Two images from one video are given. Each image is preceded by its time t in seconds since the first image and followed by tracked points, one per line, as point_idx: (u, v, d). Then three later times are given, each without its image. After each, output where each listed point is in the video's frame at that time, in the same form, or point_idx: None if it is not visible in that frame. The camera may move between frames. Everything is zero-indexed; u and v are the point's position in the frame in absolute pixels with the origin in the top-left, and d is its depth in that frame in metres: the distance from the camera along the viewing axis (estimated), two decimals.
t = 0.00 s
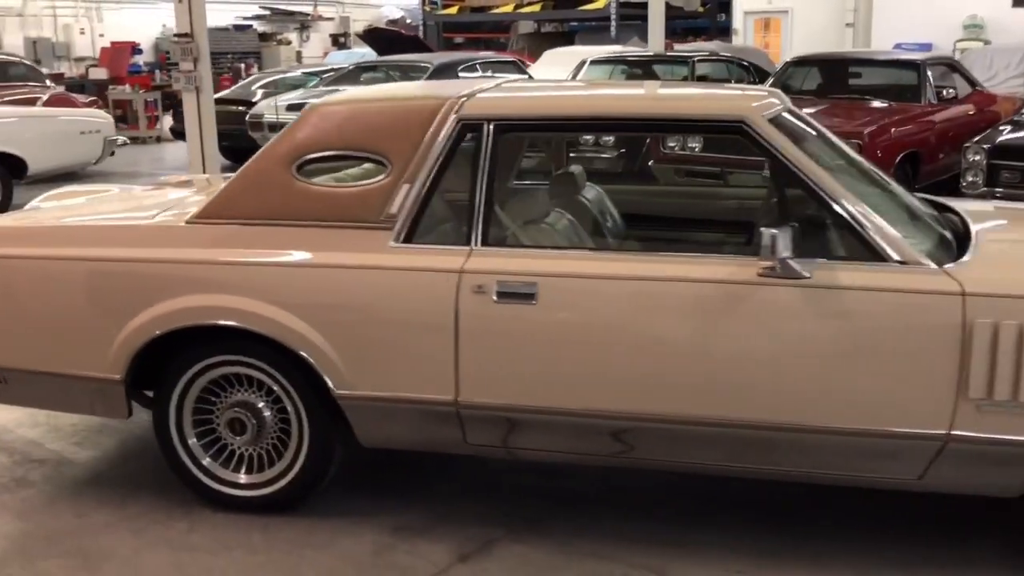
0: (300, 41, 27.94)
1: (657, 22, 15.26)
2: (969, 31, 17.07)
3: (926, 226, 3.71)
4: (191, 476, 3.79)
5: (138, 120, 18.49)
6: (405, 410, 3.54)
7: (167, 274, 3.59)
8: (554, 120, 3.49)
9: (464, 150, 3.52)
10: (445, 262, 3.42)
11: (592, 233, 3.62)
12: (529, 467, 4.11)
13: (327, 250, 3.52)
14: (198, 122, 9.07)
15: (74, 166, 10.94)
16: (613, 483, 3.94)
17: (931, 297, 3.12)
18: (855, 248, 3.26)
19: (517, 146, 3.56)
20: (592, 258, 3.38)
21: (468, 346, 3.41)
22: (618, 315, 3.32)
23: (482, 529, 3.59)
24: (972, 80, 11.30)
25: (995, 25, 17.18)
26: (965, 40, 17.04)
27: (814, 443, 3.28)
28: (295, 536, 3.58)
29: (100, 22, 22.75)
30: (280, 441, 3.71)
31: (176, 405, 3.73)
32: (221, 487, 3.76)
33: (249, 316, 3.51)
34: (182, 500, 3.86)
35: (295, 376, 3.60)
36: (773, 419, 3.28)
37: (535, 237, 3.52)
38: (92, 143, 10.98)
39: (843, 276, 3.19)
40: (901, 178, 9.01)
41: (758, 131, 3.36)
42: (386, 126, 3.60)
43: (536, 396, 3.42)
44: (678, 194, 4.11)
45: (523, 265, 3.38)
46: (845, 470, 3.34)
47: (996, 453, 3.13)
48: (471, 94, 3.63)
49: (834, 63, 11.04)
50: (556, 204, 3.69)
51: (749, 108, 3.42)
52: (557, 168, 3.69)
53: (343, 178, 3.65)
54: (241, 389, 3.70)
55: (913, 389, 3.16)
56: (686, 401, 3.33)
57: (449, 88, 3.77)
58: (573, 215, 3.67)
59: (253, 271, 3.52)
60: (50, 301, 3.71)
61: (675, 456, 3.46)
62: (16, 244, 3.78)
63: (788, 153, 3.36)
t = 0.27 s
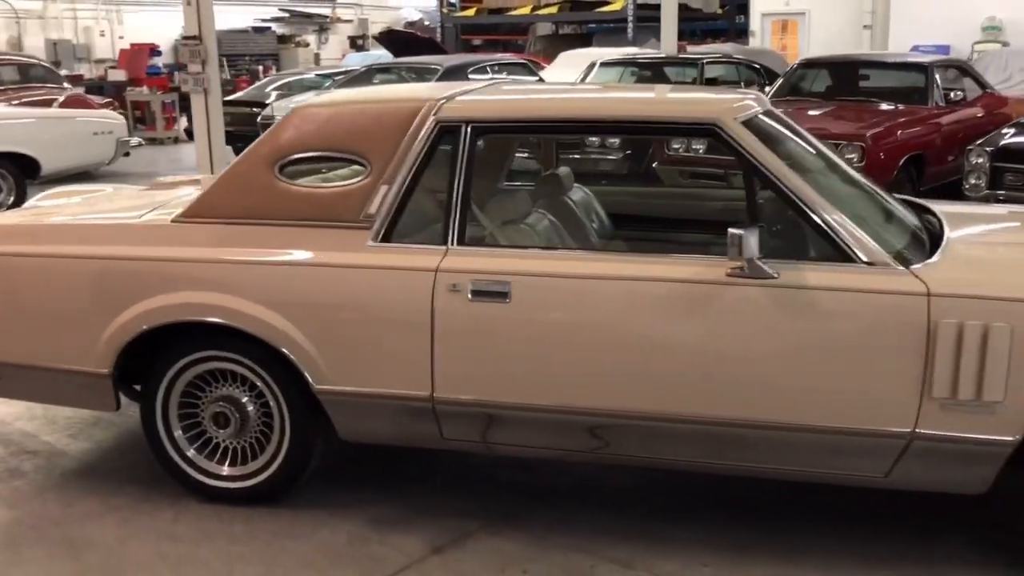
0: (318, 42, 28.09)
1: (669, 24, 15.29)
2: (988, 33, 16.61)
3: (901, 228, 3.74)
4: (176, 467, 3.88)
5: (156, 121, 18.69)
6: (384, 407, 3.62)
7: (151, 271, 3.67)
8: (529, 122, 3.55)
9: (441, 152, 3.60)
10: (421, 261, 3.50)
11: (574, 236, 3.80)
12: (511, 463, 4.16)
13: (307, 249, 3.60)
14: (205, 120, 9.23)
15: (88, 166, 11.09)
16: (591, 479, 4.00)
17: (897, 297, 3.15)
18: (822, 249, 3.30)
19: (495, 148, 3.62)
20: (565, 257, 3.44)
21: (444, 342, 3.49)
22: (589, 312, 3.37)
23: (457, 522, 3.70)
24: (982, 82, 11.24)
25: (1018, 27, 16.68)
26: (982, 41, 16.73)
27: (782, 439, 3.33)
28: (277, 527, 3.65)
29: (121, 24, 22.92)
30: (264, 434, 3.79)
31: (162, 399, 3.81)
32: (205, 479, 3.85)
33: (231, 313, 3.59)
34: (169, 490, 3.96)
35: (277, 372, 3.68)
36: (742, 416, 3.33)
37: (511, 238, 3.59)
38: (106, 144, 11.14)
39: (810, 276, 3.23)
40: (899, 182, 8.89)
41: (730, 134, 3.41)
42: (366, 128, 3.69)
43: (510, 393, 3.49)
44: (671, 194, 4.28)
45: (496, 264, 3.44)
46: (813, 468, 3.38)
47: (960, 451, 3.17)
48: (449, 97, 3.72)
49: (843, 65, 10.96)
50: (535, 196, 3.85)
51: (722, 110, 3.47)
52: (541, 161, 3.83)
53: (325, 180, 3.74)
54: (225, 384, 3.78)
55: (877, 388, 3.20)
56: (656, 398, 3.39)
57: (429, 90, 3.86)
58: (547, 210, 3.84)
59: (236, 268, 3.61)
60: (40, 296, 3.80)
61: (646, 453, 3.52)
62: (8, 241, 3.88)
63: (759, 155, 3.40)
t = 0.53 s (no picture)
0: (337, 45, 28.26)
1: (683, 27, 15.28)
2: (1005, 36, 16.18)
3: (880, 228, 3.77)
4: (167, 461, 3.95)
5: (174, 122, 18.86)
6: (370, 402, 3.67)
7: (142, 267, 3.74)
8: (512, 123, 3.57)
9: (428, 151, 3.61)
10: (404, 258, 3.54)
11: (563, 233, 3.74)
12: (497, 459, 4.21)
13: (293, 246, 3.65)
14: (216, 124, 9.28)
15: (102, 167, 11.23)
16: (576, 476, 4.04)
17: (870, 296, 3.18)
18: (801, 249, 3.32)
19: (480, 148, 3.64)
20: (545, 255, 3.48)
21: (427, 339, 3.54)
22: (567, 310, 3.42)
23: (441, 517, 3.75)
24: (992, 85, 11.22)
25: None
26: (1001, 45, 16.20)
27: (756, 437, 3.37)
28: (264, 520, 3.73)
29: (141, 26, 22.93)
30: (252, 428, 3.86)
31: (153, 393, 3.89)
32: (195, 473, 3.92)
33: (220, 310, 3.66)
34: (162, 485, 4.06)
35: (264, 368, 3.74)
36: (717, 414, 3.37)
37: (497, 236, 3.60)
38: (119, 145, 11.26)
39: (785, 275, 3.27)
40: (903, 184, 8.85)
41: (710, 135, 3.42)
42: (354, 127, 3.70)
43: (491, 389, 3.54)
44: (673, 195, 4.09)
45: (477, 261, 3.49)
46: (789, 465, 3.41)
47: (930, 448, 3.21)
48: (438, 96, 3.72)
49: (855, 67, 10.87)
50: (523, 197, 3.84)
51: (702, 111, 3.48)
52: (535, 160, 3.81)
53: (313, 178, 3.75)
54: (215, 379, 3.85)
55: (852, 387, 3.23)
56: (633, 395, 3.43)
57: (420, 89, 3.87)
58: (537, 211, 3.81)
59: (223, 265, 3.66)
60: (35, 292, 3.89)
61: (625, 449, 3.55)
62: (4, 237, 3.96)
63: (738, 155, 3.42)
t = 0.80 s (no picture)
0: (354, 48, 28.42)
1: (695, 28, 15.28)
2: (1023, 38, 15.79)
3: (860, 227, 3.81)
4: (161, 454, 4.02)
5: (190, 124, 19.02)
6: (357, 397, 3.73)
7: (136, 264, 3.81)
8: (497, 122, 3.63)
9: (416, 150, 3.69)
10: (391, 256, 3.60)
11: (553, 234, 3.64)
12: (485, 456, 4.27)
13: (283, 243, 3.73)
14: (225, 125, 9.42)
15: (116, 168, 11.35)
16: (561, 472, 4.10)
17: (845, 293, 3.23)
18: (778, 248, 3.36)
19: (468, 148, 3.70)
20: (528, 252, 3.53)
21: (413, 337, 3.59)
22: (550, 308, 3.46)
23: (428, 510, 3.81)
24: (1002, 87, 11.22)
25: None
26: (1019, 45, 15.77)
27: (734, 433, 3.42)
28: (254, 513, 3.80)
29: (160, 30, 23.12)
30: (244, 424, 3.93)
31: (149, 387, 3.96)
32: (188, 467, 3.98)
33: (213, 306, 3.73)
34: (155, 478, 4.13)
35: (257, 363, 3.82)
36: (696, 410, 3.41)
37: (484, 233, 3.63)
38: (132, 146, 11.39)
39: (762, 273, 3.31)
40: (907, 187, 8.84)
41: (690, 135, 3.47)
42: (344, 127, 3.77)
43: (475, 384, 3.59)
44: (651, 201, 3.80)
45: (462, 259, 3.54)
46: (767, 460, 3.46)
47: (903, 444, 3.26)
48: (425, 97, 3.79)
49: (863, 70, 10.87)
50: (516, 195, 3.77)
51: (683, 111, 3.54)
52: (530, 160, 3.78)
53: (304, 177, 3.83)
54: (209, 374, 3.92)
55: (827, 384, 3.28)
56: (614, 391, 3.48)
57: (409, 89, 3.94)
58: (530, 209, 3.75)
59: (216, 262, 3.75)
60: (30, 289, 3.95)
61: (607, 445, 3.59)
62: None
63: (715, 155, 3.46)
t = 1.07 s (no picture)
0: (376, 48, 28.56)
1: (710, 28, 15.26)
2: None
3: (845, 227, 3.83)
4: (157, 447, 4.11)
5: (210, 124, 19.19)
6: (346, 394, 3.80)
7: (131, 262, 3.90)
8: (483, 124, 3.69)
9: (405, 152, 3.74)
10: (378, 255, 3.66)
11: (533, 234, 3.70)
12: (475, 453, 4.34)
13: (274, 242, 3.80)
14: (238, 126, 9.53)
15: (133, 167, 11.50)
16: (548, 470, 4.16)
17: (820, 292, 3.27)
18: (759, 248, 3.40)
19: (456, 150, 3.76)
20: (512, 252, 3.58)
21: (400, 335, 3.66)
22: (531, 307, 3.52)
23: (416, 505, 3.88)
24: (1015, 88, 11.16)
25: None
26: None
27: (712, 429, 3.46)
28: (245, 506, 3.89)
29: (182, 30, 23.14)
30: (238, 419, 4.01)
31: (146, 382, 4.05)
32: (184, 459, 4.08)
33: (208, 303, 3.82)
34: (152, 472, 4.22)
35: (250, 360, 3.90)
36: (674, 407, 3.47)
37: (472, 234, 3.69)
38: (149, 146, 11.53)
39: (740, 273, 3.35)
40: (915, 189, 8.84)
41: (671, 137, 3.51)
42: (333, 129, 3.84)
43: (460, 381, 3.65)
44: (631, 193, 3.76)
45: (447, 258, 3.60)
46: (745, 457, 3.50)
47: (878, 441, 3.29)
48: (413, 101, 3.85)
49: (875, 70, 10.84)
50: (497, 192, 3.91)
51: (665, 114, 3.58)
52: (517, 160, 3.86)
53: (296, 178, 3.89)
54: (204, 370, 4.01)
55: (804, 382, 3.32)
56: (595, 388, 3.53)
57: (398, 93, 4.00)
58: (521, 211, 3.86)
59: (207, 261, 3.83)
60: (27, 286, 4.06)
61: (590, 441, 3.64)
62: None
63: (696, 156, 3.50)
